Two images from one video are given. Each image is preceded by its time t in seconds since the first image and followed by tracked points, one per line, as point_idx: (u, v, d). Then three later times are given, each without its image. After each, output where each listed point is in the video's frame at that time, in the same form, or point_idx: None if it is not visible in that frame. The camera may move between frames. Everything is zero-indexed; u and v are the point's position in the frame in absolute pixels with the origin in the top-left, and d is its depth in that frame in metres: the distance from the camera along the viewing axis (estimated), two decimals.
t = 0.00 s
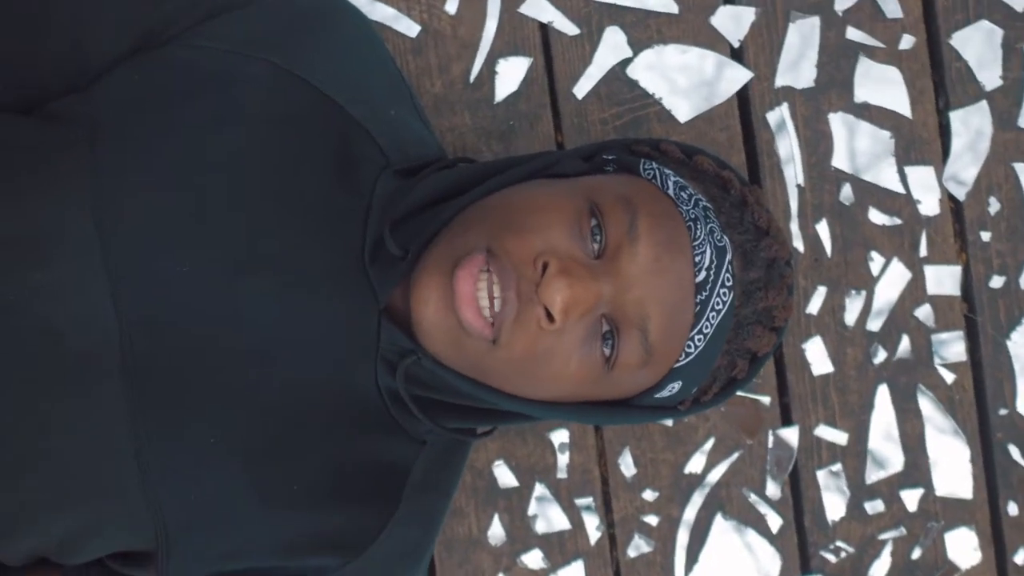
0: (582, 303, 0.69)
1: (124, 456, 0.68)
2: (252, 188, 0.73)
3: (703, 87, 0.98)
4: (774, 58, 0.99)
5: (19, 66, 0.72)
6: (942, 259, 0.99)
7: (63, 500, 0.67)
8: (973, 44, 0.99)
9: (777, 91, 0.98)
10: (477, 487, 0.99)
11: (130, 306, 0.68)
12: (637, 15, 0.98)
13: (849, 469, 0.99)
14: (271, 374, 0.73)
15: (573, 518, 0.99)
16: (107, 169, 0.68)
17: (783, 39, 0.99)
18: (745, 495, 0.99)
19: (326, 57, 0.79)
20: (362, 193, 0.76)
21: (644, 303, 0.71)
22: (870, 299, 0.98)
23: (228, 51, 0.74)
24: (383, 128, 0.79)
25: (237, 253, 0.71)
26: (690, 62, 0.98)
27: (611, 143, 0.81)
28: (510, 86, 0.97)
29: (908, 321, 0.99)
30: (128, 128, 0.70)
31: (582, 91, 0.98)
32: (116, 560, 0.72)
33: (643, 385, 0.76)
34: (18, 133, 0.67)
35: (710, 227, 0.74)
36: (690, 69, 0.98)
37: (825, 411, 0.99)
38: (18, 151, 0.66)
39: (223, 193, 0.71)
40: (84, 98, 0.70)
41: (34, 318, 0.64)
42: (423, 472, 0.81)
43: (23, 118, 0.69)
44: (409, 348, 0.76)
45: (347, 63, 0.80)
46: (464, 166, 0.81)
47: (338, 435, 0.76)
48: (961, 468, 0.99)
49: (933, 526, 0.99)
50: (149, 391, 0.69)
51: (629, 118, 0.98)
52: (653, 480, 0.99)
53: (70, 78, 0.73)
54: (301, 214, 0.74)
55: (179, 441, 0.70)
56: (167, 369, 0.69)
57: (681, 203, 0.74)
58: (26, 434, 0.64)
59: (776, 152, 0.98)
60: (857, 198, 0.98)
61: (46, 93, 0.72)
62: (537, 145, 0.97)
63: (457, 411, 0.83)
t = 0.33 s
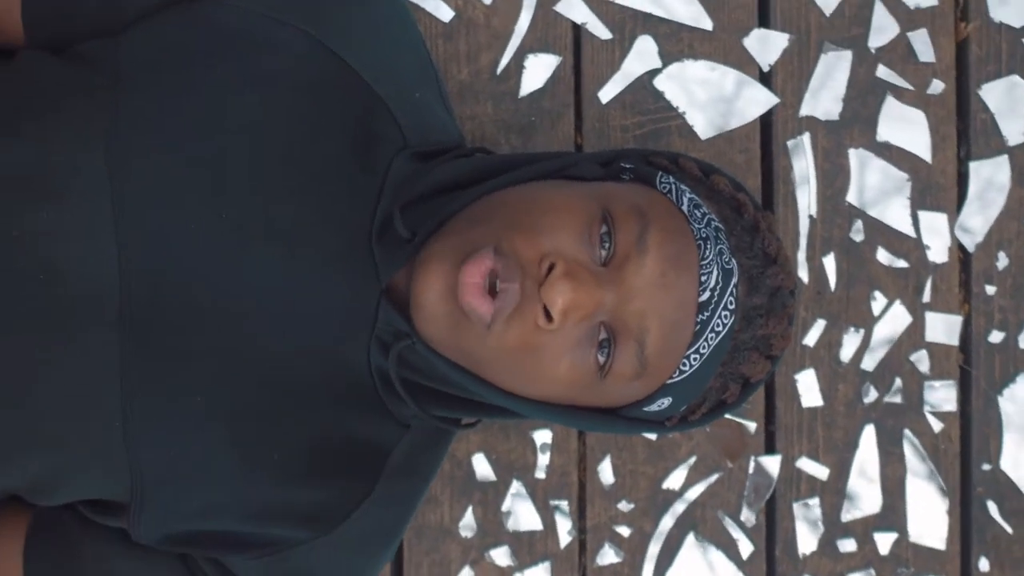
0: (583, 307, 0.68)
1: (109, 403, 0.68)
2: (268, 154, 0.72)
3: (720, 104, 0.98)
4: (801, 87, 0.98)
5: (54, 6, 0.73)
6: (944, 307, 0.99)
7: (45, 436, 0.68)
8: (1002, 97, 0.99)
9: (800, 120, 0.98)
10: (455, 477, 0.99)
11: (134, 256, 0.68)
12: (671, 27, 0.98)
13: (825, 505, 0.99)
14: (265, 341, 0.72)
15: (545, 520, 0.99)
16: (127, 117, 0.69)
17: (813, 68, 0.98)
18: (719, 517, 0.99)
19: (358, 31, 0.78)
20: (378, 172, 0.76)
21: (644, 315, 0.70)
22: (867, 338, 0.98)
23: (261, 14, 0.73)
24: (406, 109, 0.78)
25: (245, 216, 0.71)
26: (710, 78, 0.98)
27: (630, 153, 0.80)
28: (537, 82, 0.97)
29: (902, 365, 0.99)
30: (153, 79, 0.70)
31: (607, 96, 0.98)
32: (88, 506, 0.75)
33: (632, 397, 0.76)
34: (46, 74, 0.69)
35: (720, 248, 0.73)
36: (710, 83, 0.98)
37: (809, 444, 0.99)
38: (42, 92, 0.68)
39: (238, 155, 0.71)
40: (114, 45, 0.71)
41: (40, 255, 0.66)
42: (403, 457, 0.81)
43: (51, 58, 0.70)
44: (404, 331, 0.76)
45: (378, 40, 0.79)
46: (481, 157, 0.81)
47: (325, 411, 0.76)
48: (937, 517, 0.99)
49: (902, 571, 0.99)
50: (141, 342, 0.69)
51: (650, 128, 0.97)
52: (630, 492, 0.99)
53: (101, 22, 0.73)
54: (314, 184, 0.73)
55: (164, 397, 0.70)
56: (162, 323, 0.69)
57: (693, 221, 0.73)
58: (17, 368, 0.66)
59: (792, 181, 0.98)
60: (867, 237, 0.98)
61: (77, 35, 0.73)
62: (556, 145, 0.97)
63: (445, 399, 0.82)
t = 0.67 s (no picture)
0: (585, 313, 0.68)
1: (102, 350, 0.68)
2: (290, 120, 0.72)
3: (736, 126, 0.98)
4: (826, 119, 0.98)
5: None
6: (940, 357, 0.99)
7: (33, 374, 0.68)
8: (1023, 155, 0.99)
9: (821, 152, 0.98)
10: (433, 465, 0.99)
11: (144, 205, 0.67)
12: (704, 44, 0.98)
13: (797, 538, 0.99)
14: (265, 306, 0.72)
15: (518, 518, 0.99)
16: (154, 65, 0.68)
17: (839, 102, 0.98)
18: (691, 537, 0.99)
19: (393, 10, 0.78)
20: (394, 153, 0.76)
21: (644, 327, 0.70)
22: (860, 378, 0.98)
23: None
24: (428, 93, 0.79)
25: (260, 180, 0.71)
26: (731, 98, 0.98)
27: (648, 164, 0.80)
28: (564, 82, 0.97)
29: (891, 408, 0.99)
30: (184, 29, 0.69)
31: (631, 105, 0.98)
32: (68, 450, 0.76)
33: (620, 407, 0.75)
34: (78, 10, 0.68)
35: (726, 271, 0.73)
36: (730, 104, 0.98)
37: (789, 476, 0.99)
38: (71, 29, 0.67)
39: (260, 117, 0.71)
40: None
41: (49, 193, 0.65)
42: (385, 438, 0.81)
43: None
44: (402, 315, 0.75)
45: (411, 21, 0.80)
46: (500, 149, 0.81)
47: (314, 383, 0.76)
48: (907, 564, 1.00)
49: None
50: (142, 293, 0.68)
51: (670, 142, 0.97)
52: (606, 501, 0.99)
53: None
54: (331, 157, 0.73)
55: (158, 350, 0.69)
56: (164, 276, 0.69)
57: (703, 240, 0.73)
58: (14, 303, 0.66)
59: (805, 212, 0.98)
60: (872, 277, 0.98)
61: None
62: (574, 147, 0.97)
63: (434, 386, 0.82)
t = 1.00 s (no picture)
0: (583, 317, 0.68)
1: (99, 294, 0.68)
2: (316, 89, 0.72)
3: (749, 154, 0.98)
4: (845, 155, 0.98)
5: None
6: (928, 405, 0.99)
7: (31, 308, 0.68)
8: None
9: (836, 187, 0.98)
10: (414, 449, 0.99)
11: (160, 155, 0.67)
12: (733, 65, 0.98)
13: (764, 566, 0.99)
14: (269, 271, 0.72)
15: (490, 513, 0.99)
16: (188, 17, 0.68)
17: (861, 140, 0.98)
18: (659, 553, 0.99)
19: None
20: (414, 135, 0.76)
21: (640, 340, 0.70)
22: (846, 415, 0.99)
23: None
24: (456, 79, 0.79)
25: (278, 144, 0.70)
26: (750, 122, 0.98)
27: (665, 177, 0.80)
28: (591, 86, 0.97)
29: (874, 449, 0.99)
30: None
31: (654, 116, 0.98)
32: (54, 391, 0.77)
33: (606, 415, 0.75)
34: None
35: (728, 293, 0.74)
36: (747, 128, 0.98)
37: (764, 504, 0.99)
38: None
39: (287, 82, 0.70)
40: None
41: (69, 131, 0.66)
42: (370, 417, 0.81)
43: None
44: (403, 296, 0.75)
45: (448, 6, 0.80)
46: (520, 145, 0.81)
47: (307, 354, 0.76)
48: None
49: None
50: (145, 243, 0.68)
51: (688, 159, 0.98)
52: (579, 506, 0.99)
53: None
54: (352, 131, 0.73)
55: (157, 300, 0.69)
56: (171, 228, 0.68)
57: (710, 260, 0.73)
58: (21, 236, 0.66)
59: (813, 245, 0.98)
60: (871, 317, 0.99)
61: None
62: (593, 151, 0.97)
63: (425, 372, 0.82)
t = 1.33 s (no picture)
0: (580, 321, 0.68)
1: (104, 238, 0.68)
2: (343, 62, 0.72)
3: (760, 181, 0.98)
4: (859, 193, 0.99)
5: None
6: (910, 451, 0.99)
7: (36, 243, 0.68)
8: None
9: (846, 224, 0.99)
10: (396, 431, 0.99)
11: (180, 108, 0.67)
12: (759, 90, 0.98)
13: None
14: (275, 235, 0.72)
15: (463, 503, 0.99)
16: None
17: (877, 180, 0.98)
18: (625, 564, 0.99)
19: None
20: (435, 120, 0.76)
21: (633, 350, 0.70)
22: (827, 450, 0.99)
23: None
24: (484, 70, 0.79)
25: (299, 112, 0.70)
26: (767, 149, 0.98)
27: (679, 192, 0.80)
28: (615, 93, 0.98)
29: (850, 488, 0.99)
30: None
31: (675, 130, 0.98)
32: (47, 328, 0.77)
33: (590, 420, 0.75)
34: None
35: (727, 315, 0.74)
36: (762, 155, 0.98)
37: (735, 528, 0.99)
38: None
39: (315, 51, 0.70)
40: None
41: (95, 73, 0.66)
42: (357, 393, 0.82)
43: None
44: (403, 277, 0.75)
45: None
46: (538, 142, 0.81)
47: (301, 323, 0.76)
48: None
49: None
50: (156, 194, 0.68)
51: (703, 177, 0.98)
52: (552, 507, 0.99)
53: None
54: (374, 108, 0.74)
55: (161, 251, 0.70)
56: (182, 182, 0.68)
57: (712, 280, 0.73)
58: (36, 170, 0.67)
59: (816, 278, 0.98)
60: (864, 357, 0.99)
61: None
62: (610, 158, 0.98)
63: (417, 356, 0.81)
